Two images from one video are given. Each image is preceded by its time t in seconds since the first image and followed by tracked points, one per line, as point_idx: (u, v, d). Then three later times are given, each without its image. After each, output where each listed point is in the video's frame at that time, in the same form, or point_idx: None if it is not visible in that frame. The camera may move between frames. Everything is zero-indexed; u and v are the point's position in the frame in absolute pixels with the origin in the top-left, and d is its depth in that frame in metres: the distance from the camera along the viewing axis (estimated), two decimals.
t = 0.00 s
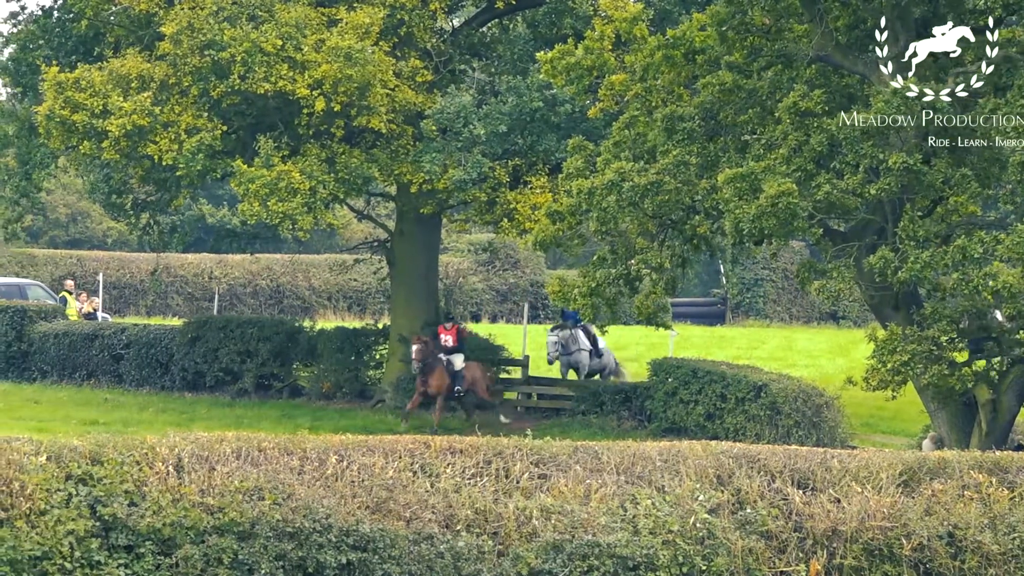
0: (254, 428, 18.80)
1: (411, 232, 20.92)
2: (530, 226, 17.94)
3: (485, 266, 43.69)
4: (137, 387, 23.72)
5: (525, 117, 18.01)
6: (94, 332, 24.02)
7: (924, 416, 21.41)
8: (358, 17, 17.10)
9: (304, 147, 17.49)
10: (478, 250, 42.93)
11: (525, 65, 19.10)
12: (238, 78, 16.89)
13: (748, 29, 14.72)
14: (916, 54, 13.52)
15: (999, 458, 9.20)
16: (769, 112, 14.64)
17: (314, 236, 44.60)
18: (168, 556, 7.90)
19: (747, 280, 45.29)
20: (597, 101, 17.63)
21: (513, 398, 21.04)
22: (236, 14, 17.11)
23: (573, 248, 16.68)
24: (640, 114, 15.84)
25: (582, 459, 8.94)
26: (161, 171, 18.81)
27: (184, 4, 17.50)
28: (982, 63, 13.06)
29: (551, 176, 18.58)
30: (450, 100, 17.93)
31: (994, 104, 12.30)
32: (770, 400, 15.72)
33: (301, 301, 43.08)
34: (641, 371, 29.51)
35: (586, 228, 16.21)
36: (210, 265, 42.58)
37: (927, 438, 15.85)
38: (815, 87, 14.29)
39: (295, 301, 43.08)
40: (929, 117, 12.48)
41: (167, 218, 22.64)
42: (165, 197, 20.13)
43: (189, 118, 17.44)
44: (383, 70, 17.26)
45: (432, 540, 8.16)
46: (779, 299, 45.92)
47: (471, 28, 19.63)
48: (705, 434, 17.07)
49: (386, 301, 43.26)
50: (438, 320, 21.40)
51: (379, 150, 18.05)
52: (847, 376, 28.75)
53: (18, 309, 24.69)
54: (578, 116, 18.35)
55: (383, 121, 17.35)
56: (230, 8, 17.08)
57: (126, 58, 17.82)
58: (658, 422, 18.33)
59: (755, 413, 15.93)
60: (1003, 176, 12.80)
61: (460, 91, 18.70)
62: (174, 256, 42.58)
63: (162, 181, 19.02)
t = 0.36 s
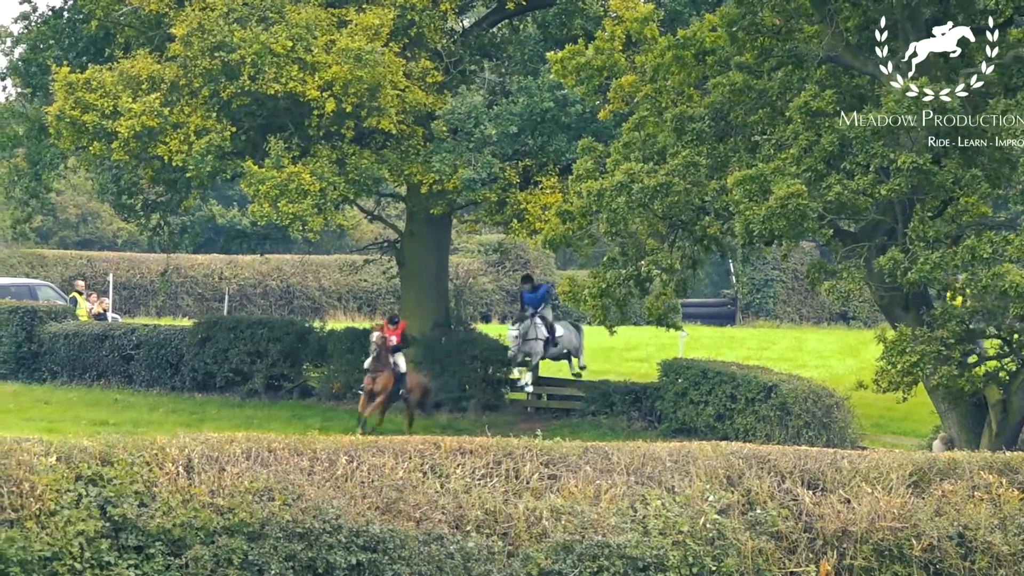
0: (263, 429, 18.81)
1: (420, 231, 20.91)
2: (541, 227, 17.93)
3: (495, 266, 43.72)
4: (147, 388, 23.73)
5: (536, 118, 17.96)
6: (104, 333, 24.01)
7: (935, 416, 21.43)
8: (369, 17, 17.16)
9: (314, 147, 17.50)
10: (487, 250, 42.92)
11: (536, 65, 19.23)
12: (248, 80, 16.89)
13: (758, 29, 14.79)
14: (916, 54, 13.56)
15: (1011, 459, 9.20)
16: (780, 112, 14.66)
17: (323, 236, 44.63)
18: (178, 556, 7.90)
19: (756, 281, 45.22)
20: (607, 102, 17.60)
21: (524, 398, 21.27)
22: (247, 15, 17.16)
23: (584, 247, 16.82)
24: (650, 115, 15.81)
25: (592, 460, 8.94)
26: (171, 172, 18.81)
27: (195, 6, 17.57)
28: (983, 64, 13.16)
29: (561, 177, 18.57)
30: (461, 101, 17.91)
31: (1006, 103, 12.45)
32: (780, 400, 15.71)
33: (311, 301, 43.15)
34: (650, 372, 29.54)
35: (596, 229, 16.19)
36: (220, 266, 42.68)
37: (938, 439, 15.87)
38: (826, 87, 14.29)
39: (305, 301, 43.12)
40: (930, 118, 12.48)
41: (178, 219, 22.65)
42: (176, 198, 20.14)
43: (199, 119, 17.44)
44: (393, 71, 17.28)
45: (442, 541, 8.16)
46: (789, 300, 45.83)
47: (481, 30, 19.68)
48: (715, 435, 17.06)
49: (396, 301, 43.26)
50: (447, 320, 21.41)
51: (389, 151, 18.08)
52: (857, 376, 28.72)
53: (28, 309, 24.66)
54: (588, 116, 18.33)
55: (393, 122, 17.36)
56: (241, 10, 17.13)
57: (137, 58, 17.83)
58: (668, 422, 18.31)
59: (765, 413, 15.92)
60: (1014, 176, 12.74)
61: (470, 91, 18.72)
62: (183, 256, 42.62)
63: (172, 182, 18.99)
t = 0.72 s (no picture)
0: (265, 429, 18.81)
1: (421, 231, 20.89)
2: (542, 226, 17.91)
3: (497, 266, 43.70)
4: (149, 387, 23.75)
5: (537, 117, 17.89)
6: (106, 332, 24.02)
7: (936, 415, 21.41)
8: (369, 17, 17.16)
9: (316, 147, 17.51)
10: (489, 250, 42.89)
11: (536, 65, 19.08)
12: (249, 80, 16.89)
13: (760, 29, 14.79)
14: (916, 54, 13.53)
15: (1011, 458, 9.20)
16: (781, 112, 14.66)
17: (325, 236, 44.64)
18: (179, 556, 7.91)
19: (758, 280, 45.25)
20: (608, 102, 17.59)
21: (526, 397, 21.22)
22: (248, 15, 17.13)
23: (584, 245, 16.77)
24: (651, 115, 15.82)
25: (593, 459, 8.93)
26: (172, 171, 18.80)
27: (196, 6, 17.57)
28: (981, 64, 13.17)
29: (562, 176, 18.56)
30: (463, 99, 17.92)
31: (1007, 105, 12.42)
32: (781, 400, 15.69)
33: (312, 301, 43.15)
34: (651, 371, 29.48)
35: (597, 228, 16.16)
36: (221, 265, 42.59)
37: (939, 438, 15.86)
38: (827, 86, 14.30)
39: (307, 301, 43.15)
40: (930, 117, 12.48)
41: (179, 218, 22.65)
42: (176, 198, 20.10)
43: (200, 118, 17.42)
44: (394, 70, 17.27)
45: (443, 540, 8.15)
46: (790, 299, 45.84)
47: (482, 29, 19.69)
48: (716, 434, 17.04)
49: (398, 301, 43.27)
50: (449, 320, 21.41)
51: (391, 150, 18.10)
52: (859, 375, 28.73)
53: (30, 309, 24.64)
54: (589, 115, 18.32)
55: (394, 121, 17.35)
56: (242, 10, 17.09)
57: (138, 57, 17.82)
58: (669, 422, 18.28)
59: (766, 413, 15.91)
60: (1015, 174, 12.81)
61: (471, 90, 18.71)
62: (185, 256, 42.58)
63: (172, 181, 18.98)
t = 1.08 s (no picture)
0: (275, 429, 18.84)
1: (428, 230, 20.88)
2: (550, 225, 17.84)
3: (505, 266, 43.71)
4: (156, 387, 23.77)
5: (544, 116, 17.86)
6: (113, 332, 24.02)
7: (944, 415, 21.38)
8: (377, 17, 17.14)
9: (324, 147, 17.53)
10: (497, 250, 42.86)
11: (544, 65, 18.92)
12: (257, 79, 16.90)
13: (767, 29, 14.95)
14: (915, 54, 13.63)
15: (1020, 458, 9.18)
16: (788, 111, 14.67)
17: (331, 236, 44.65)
18: (186, 556, 7.91)
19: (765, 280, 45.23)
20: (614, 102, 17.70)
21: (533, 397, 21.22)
22: (255, 14, 17.18)
23: (591, 246, 16.48)
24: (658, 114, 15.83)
25: (601, 459, 8.90)
26: (179, 170, 18.79)
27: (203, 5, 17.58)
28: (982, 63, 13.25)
29: (570, 176, 18.55)
30: (471, 98, 17.92)
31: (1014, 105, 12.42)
32: (789, 399, 15.69)
33: (320, 301, 43.29)
34: (659, 371, 29.43)
35: (605, 227, 16.14)
36: (229, 264, 42.57)
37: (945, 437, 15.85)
38: (834, 86, 14.21)
39: (314, 300, 43.24)
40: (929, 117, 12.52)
41: (187, 218, 22.67)
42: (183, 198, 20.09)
43: (208, 118, 17.40)
44: (401, 70, 17.27)
45: (451, 540, 8.17)
46: (798, 299, 45.82)
47: (489, 29, 19.71)
48: (724, 434, 17.01)
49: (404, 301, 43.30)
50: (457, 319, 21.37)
51: (398, 150, 18.14)
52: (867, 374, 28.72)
53: (37, 309, 24.62)
54: (596, 115, 18.31)
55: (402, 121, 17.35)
56: (249, 9, 17.14)
57: (146, 57, 17.83)
58: (677, 422, 18.24)
59: (774, 413, 15.90)
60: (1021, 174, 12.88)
61: (478, 89, 18.70)
62: (192, 256, 42.57)
63: (179, 181, 18.98)
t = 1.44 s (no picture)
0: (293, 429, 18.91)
1: (446, 230, 20.85)
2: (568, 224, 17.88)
3: (523, 266, 43.89)
4: (174, 387, 23.80)
5: (563, 117, 17.80)
6: (132, 332, 24.02)
7: (961, 415, 21.40)
8: (395, 18, 17.15)
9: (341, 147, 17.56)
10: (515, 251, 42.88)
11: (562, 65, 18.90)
12: (274, 79, 16.92)
13: (785, 29, 14.92)
14: (916, 54, 13.76)
15: None
16: (806, 112, 14.67)
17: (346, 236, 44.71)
18: (205, 556, 7.91)
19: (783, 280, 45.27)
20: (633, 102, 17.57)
21: (551, 398, 21.31)
22: (274, 14, 17.21)
23: (609, 246, 16.60)
24: (676, 114, 15.84)
25: (619, 460, 8.89)
26: (197, 171, 18.82)
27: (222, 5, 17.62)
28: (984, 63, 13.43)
29: (588, 176, 18.54)
30: (488, 99, 17.98)
31: None
32: (807, 400, 15.75)
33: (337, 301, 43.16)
34: (676, 371, 29.51)
35: (622, 228, 16.16)
36: (247, 264, 42.63)
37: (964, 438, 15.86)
38: (852, 87, 14.07)
39: (331, 301, 43.05)
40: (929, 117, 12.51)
41: (205, 218, 22.71)
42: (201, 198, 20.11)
43: (226, 118, 17.42)
44: (419, 70, 17.28)
45: (468, 540, 8.15)
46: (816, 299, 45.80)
47: (507, 29, 19.76)
48: (742, 434, 16.97)
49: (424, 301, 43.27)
50: (475, 320, 21.33)
51: (416, 151, 18.20)
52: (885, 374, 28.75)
53: (55, 309, 24.67)
54: (614, 115, 18.29)
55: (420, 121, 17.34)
56: (268, 9, 17.16)
57: (164, 58, 17.87)
58: (694, 422, 18.22)
59: (791, 413, 15.94)
60: None
61: (496, 90, 18.67)
62: (210, 256, 42.64)
63: (197, 181, 19.01)
